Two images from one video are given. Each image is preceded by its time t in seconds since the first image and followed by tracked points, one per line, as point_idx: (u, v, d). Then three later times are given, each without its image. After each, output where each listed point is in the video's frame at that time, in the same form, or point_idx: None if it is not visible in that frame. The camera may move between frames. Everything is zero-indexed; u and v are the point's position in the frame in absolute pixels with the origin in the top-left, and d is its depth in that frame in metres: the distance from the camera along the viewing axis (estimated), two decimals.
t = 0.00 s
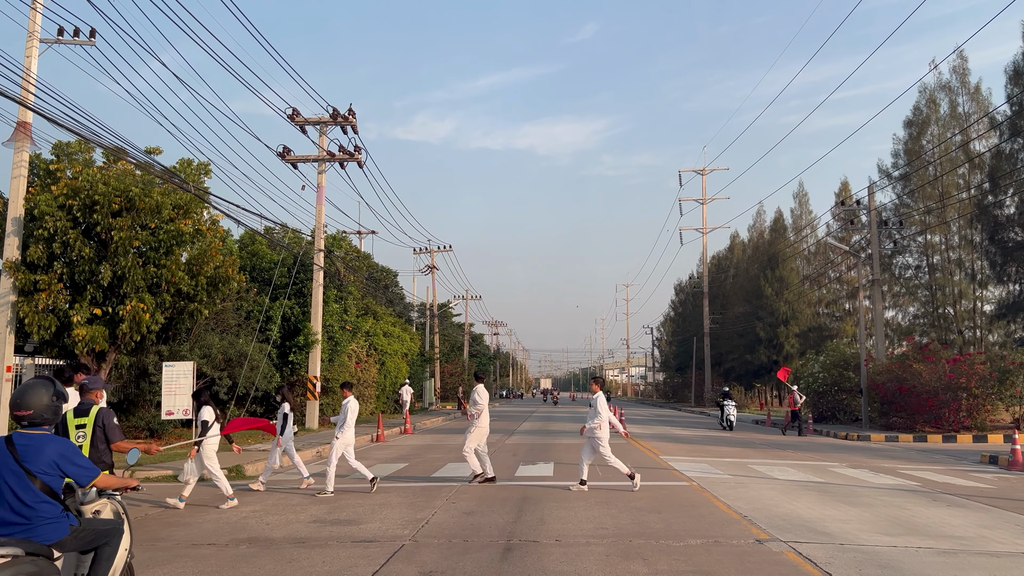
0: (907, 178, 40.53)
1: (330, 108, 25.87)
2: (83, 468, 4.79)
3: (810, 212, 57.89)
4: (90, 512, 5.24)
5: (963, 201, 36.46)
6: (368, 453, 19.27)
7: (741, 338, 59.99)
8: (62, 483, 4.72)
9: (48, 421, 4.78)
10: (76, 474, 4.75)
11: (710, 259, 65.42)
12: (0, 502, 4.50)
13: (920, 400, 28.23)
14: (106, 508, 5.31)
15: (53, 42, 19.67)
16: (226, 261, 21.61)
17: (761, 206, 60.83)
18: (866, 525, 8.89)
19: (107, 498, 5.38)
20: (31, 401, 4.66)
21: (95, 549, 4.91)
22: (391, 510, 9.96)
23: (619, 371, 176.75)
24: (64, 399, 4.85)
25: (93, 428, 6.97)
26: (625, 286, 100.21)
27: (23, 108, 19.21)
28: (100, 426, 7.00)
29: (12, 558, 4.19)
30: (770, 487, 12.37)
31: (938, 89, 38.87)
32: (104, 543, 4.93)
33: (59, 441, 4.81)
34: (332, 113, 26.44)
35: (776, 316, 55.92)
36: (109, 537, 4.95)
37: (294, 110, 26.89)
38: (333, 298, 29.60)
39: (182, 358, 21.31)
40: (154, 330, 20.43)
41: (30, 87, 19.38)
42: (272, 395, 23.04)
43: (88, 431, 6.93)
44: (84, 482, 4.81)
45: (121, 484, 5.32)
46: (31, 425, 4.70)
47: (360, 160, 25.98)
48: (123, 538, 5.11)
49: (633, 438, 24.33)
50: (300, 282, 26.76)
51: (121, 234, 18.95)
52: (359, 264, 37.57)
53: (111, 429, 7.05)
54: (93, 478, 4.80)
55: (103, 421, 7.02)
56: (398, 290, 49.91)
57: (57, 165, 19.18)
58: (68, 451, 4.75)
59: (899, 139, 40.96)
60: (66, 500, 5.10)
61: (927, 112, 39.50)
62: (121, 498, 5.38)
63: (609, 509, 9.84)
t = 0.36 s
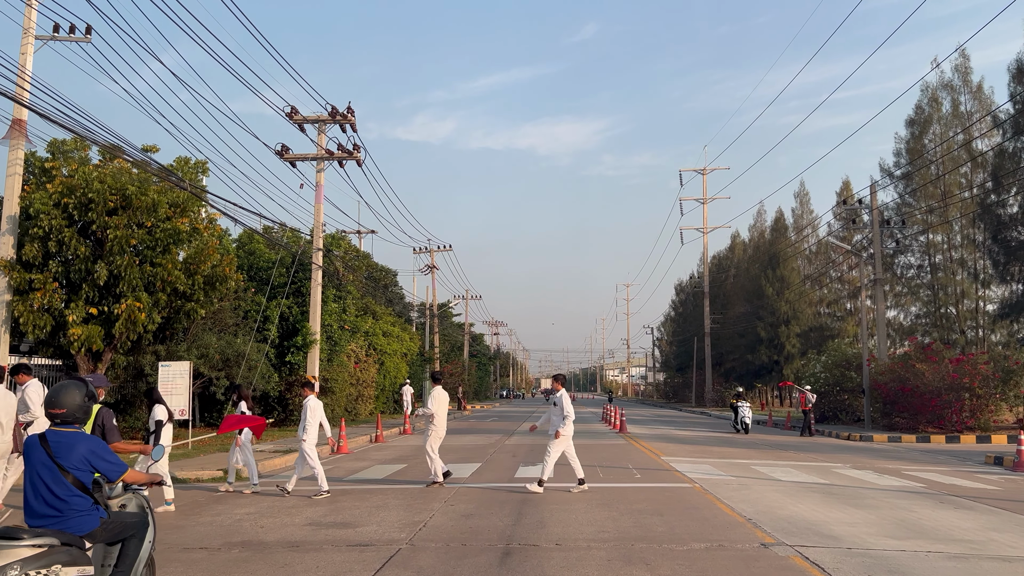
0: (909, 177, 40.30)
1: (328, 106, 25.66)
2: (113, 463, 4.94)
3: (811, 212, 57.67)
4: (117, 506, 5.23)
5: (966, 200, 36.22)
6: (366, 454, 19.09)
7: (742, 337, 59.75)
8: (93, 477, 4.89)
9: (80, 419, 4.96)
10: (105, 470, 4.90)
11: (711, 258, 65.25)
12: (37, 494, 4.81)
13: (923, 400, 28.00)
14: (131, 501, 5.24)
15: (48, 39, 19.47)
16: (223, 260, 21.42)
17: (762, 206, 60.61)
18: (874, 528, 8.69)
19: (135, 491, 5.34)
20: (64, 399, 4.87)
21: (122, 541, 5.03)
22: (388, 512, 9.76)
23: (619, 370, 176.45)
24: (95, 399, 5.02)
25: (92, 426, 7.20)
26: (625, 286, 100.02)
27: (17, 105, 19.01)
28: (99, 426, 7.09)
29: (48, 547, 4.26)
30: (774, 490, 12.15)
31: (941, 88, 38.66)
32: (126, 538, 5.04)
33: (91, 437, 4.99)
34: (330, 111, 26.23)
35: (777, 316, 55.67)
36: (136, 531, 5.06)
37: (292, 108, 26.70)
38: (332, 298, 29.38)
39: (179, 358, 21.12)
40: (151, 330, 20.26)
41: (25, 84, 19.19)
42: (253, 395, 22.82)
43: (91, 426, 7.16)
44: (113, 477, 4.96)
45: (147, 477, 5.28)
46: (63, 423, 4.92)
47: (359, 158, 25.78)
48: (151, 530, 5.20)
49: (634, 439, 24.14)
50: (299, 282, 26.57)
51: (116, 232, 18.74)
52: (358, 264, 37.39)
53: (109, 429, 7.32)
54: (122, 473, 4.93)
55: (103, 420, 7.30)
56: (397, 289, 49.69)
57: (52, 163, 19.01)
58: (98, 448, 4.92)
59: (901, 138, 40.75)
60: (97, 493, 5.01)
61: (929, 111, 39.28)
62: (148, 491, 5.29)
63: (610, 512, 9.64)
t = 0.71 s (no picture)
0: (911, 176, 40.06)
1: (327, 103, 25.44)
2: (132, 461, 5.12)
3: (813, 211, 57.43)
4: (134, 503, 5.40)
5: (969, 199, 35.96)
6: (364, 455, 18.85)
7: (743, 337, 59.51)
8: (114, 474, 5.04)
9: (102, 417, 5.07)
10: (126, 468, 5.08)
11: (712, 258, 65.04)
12: (61, 489, 4.87)
13: (927, 400, 27.75)
14: (149, 498, 5.44)
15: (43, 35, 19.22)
16: (220, 258, 21.19)
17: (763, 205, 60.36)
18: (883, 533, 8.43)
19: (149, 489, 5.54)
20: (88, 400, 4.94)
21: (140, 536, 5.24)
22: (385, 516, 9.51)
23: (620, 371, 176.15)
24: (117, 398, 5.15)
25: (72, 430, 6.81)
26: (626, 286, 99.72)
27: (12, 102, 18.77)
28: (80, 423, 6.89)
29: (73, 540, 4.55)
30: (780, 492, 11.88)
31: (943, 86, 38.42)
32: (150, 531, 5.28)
33: (111, 435, 5.12)
34: (329, 108, 26.01)
35: (778, 316, 55.40)
36: (153, 526, 5.29)
37: (291, 105, 26.48)
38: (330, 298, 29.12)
39: (174, 358, 20.90)
40: (147, 329, 20.04)
41: (20, 80, 18.96)
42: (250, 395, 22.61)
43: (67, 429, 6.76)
44: (131, 475, 5.14)
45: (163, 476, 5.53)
46: (87, 420, 5.01)
47: (358, 156, 25.55)
48: (164, 526, 5.45)
49: (635, 439, 23.89)
50: (297, 281, 26.33)
51: (111, 231, 18.51)
52: (357, 263, 37.15)
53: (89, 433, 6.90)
54: (141, 471, 5.15)
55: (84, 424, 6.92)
56: (397, 289, 49.42)
57: (47, 160, 18.81)
58: (120, 446, 5.08)
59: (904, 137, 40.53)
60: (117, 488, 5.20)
61: (932, 109, 39.05)
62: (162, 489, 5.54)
63: (612, 515, 9.40)
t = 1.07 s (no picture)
0: (915, 175, 39.71)
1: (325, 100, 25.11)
2: (147, 461, 5.20)
3: (814, 210, 57.05)
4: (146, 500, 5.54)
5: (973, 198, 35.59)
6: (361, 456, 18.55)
7: (745, 337, 59.16)
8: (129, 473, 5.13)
9: (119, 417, 5.21)
10: (141, 467, 5.15)
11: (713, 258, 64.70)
12: (78, 485, 5.07)
13: (932, 401, 27.40)
14: (160, 496, 5.62)
15: (35, 29, 18.90)
16: (215, 257, 20.89)
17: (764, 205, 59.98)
18: (895, 538, 8.14)
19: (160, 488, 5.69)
20: (107, 398, 5.11)
21: (152, 533, 5.28)
22: (379, 520, 9.21)
23: (621, 371, 175.75)
24: (136, 398, 5.28)
25: (36, 428, 6.44)
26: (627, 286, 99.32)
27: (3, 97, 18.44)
28: (43, 427, 6.48)
29: (89, 537, 4.75)
30: (787, 495, 11.54)
31: (947, 84, 38.07)
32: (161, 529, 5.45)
33: (129, 435, 5.25)
34: (327, 105, 25.69)
35: (780, 316, 55.02)
36: (166, 523, 5.35)
37: (288, 102, 26.18)
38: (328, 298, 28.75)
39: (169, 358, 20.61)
40: (141, 329, 19.76)
41: (11, 76, 18.63)
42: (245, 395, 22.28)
43: (30, 431, 6.40)
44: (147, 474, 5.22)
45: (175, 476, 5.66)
46: (104, 420, 5.16)
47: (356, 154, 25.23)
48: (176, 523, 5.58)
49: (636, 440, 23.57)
50: (294, 280, 26.00)
51: (103, 228, 18.20)
52: (356, 262, 36.80)
53: (56, 428, 6.55)
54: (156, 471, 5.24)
55: (47, 421, 6.51)
56: (396, 288, 49.05)
57: (39, 157, 18.49)
58: (136, 445, 5.18)
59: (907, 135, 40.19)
60: (131, 487, 5.29)
61: (936, 107, 38.68)
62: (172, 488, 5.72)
63: (614, 519, 9.09)
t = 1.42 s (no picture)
0: (918, 173, 39.36)
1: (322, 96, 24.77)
2: (160, 461, 5.31)
3: (816, 210, 56.67)
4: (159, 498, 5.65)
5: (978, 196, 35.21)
6: (358, 458, 18.23)
7: (746, 337, 58.82)
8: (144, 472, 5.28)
9: (134, 417, 5.34)
10: (153, 467, 5.27)
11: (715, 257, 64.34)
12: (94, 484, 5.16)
13: (938, 401, 27.03)
14: (173, 494, 5.75)
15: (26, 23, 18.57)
16: (211, 255, 20.55)
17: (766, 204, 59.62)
18: (910, 545, 7.80)
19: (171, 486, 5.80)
20: (123, 399, 5.25)
21: (166, 529, 5.57)
22: (373, 525, 8.88)
23: (622, 371, 175.37)
24: (150, 399, 5.40)
25: (8, 432, 6.16)
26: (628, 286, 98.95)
27: None
28: (15, 431, 6.20)
29: (104, 534, 4.77)
30: (794, 498, 11.20)
31: (951, 81, 37.71)
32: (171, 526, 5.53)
33: (143, 435, 5.36)
34: (324, 102, 25.36)
35: (783, 315, 54.65)
36: (178, 520, 5.61)
37: (285, 99, 25.86)
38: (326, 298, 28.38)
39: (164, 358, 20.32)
40: (135, 328, 19.44)
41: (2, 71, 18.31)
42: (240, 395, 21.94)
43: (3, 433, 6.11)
44: (159, 474, 5.32)
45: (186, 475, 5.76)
46: (120, 419, 5.31)
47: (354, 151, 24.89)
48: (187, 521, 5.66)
49: (638, 441, 23.23)
50: (292, 279, 25.67)
51: (95, 225, 17.86)
52: (355, 261, 36.48)
53: (30, 433, 6.28)
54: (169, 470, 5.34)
55: (20, 425, 6.23)
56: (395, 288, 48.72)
57: (31, 154, 18.16)
58: (150, 444, 5.29)
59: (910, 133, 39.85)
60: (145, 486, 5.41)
61: (939, 105, 38.31)
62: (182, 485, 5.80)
63: (616, 525, 8.75)
